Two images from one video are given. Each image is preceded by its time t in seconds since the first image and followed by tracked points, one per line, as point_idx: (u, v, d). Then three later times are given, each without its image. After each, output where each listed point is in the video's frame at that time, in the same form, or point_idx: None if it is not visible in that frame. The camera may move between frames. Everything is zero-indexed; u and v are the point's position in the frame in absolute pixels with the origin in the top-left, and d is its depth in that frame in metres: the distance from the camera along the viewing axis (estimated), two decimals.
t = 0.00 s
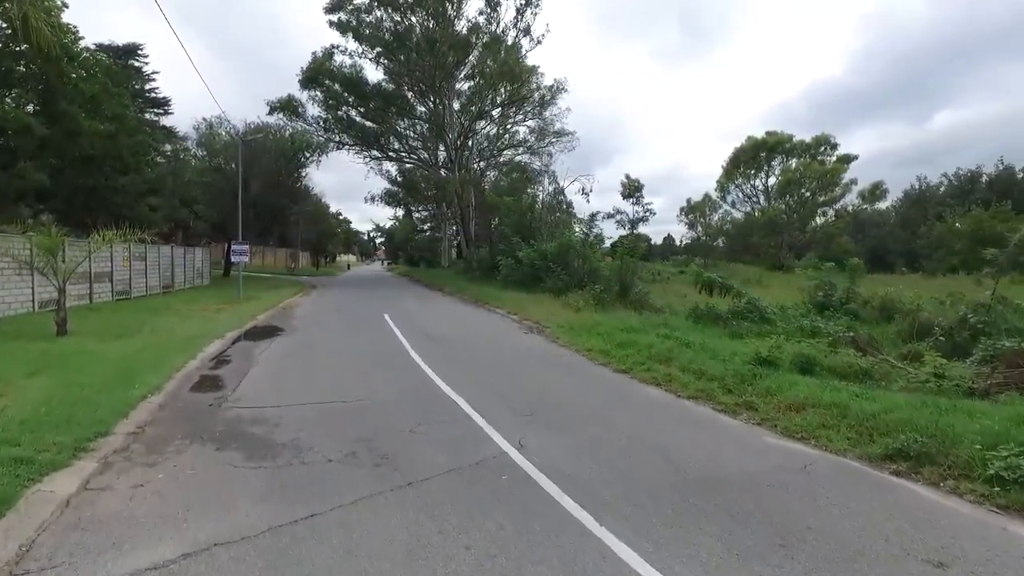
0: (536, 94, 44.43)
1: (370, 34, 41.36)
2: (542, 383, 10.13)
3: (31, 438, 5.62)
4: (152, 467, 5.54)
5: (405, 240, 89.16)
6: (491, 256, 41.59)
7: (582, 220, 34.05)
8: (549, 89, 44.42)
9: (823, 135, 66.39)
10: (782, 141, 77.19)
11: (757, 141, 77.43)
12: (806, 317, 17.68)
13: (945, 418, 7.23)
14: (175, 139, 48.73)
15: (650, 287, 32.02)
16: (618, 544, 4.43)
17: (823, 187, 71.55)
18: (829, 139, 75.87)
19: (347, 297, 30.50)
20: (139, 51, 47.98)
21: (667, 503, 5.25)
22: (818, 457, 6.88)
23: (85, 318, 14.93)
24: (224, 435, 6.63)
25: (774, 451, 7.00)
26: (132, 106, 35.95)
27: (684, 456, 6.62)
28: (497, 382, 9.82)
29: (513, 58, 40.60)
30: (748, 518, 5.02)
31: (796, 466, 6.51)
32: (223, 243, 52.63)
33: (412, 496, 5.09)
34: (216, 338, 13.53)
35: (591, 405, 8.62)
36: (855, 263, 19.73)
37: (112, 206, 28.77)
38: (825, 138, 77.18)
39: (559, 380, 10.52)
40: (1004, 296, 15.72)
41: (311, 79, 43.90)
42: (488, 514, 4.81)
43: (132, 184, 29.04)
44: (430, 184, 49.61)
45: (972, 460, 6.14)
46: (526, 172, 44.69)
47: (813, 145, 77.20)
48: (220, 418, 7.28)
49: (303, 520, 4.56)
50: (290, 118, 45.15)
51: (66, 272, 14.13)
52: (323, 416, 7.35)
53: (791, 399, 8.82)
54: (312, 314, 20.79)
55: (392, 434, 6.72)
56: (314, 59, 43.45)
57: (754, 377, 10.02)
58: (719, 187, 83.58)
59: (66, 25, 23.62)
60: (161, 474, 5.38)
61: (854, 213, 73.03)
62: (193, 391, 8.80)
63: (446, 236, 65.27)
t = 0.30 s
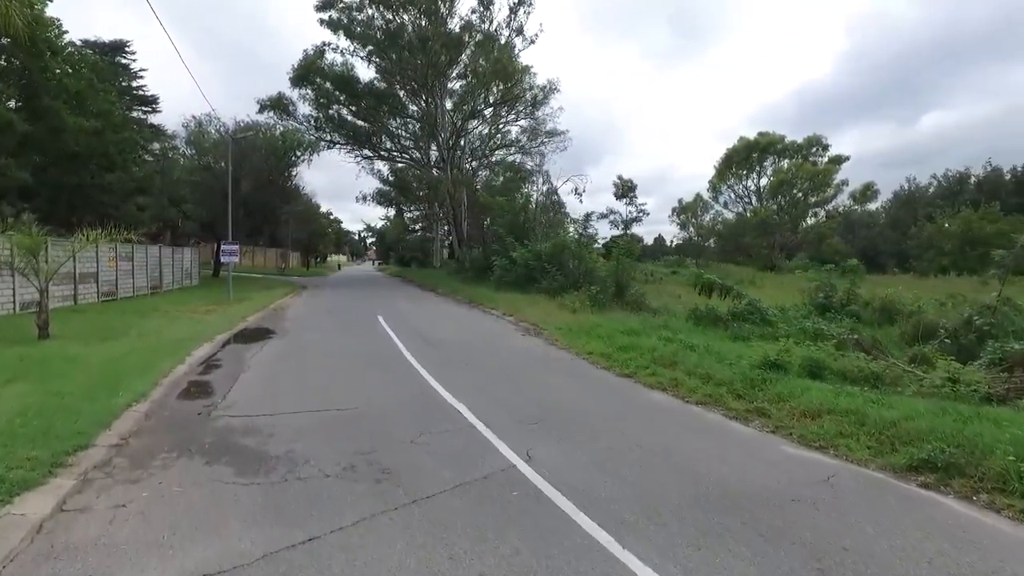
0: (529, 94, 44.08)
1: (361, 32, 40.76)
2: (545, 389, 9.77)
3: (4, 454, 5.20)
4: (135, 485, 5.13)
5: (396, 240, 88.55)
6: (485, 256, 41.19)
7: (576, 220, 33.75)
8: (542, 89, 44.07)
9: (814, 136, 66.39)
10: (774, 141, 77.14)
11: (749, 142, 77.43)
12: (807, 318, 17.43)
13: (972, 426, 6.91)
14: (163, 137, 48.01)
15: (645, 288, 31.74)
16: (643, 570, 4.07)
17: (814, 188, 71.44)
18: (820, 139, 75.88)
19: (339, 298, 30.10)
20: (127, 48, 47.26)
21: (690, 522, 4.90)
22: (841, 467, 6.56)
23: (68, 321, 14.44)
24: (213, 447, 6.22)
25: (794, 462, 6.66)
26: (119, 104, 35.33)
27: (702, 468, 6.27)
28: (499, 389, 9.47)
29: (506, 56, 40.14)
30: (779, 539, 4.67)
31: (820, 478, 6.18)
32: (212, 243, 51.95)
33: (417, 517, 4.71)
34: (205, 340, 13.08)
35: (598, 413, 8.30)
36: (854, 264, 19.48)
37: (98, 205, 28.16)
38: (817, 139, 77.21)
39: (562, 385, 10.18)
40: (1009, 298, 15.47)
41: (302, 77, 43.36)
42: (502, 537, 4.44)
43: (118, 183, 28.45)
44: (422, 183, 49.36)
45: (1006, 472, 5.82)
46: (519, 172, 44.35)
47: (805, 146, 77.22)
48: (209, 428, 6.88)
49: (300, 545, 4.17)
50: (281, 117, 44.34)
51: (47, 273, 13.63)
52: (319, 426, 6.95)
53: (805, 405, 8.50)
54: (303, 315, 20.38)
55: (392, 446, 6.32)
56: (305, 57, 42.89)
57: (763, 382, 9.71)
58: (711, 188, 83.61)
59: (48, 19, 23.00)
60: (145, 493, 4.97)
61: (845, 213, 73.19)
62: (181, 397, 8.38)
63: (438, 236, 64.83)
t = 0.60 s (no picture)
0: (524, 94, 43.78)
1: (355, 31, 40.19)
2: (549, 397, 9.47)
3: None
4: (117, 503, 4.76)
5: (390, 241, 88.02)
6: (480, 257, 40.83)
7: (573, 221, 33.45)
8: (537, 89, 43.73)
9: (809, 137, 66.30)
10: (770, 142, 76.85)
11: (744, 143, 77.20)
12: (811, 321, 17.14)
13: (997, 437, 6.62)
14: (154, 136, 47.42)
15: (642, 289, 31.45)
16: None
17: (810, 189, 67.73)
18: (816, 140, 75.56)
19: (333, 299, 29.72)
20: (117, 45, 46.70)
21: (714, 543, 4.59)
22: (863, 480, 6.24)
23: (55, 323, 14.05)
24: (203, 460, 5.86)
25: (814, 474, 6.37)
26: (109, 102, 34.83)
27: (719, 484, 5.93)
28: (502, 398, 9.15)
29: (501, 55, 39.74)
30: (812, 563, 4.35)
31: (844, 493, 5.86)
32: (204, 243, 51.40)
33: (423, 539, 4.39)
34: (196, 344, 12.68)
35: (607, 423, 7.98)
36: (858, 266, 19.16)
37: (87, 204, 27.76)
38: (812, 140, 77.05)
39: (566, 393, 9.85)
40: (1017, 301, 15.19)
41: (295, 76, 42.93)
42: (515, 561, 4.11)
43: (107, 182, 27.99)
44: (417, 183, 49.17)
45: None
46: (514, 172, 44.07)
47: (800, 146, 76.85)
48: (199, 439, 6.50)
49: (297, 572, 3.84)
50: (274, 116, 44.36)
51: (32, 274, 13.23)
52: (315, 438, 6.61)
53: (820, 413, 8.22)
54: (297, 317, 20.01)
55: (392, 460, 5.99)
56: (299, 55, 42.42)
57: (773, 389, 9.45)
58: (705, 189, 83.48)
59: (34, 14, 22.45)
60: (127, 513, 4.60)
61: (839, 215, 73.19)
62: (170, 405, 8.00)
63: (433, 236, 64.38)
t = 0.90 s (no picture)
0: (519, 94, 43.45)
1: (349, 29, 39.66)
2: (555, 403, 9.16)
3: None
4: (100, 526, 4.40)
5: (384, 241, 87.50)
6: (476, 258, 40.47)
7: (569, 221, 33.17)
8: (532, 89, 43.41)
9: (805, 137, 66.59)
10: (765, 143, 76.69)
11: (740, 143, 77.09)
12: (816, 323, 16.87)
13: None
14: (145, 135, 46.84)
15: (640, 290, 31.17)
16: None
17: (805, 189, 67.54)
18: (810, 141, 75.38)
19: (328, 300, 29.32)
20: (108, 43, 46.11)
21: (745, 567, 4.27)
22: (891, 492, 5.94)
23: (40, 325, 13.60)
24: (195, 475, 5.50)
25: (839, 487, 6.07)
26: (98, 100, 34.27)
27: (743, 499, 5.61)
28: (506, 404, 8.81)
29: (497, 54, 39.37)
30: None
31: (874, 508, 5.54)
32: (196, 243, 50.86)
33: (433, 565, 4.05)
34: (188, 347, 12.28)
35: (617, 431, 7.68)
36: (863, 267, 18.85)
37: (76, 204, 27.22)
38: (806, 140, 77.01)
39: (571, 399, 9.54)
40: None
41: (288, 74, 42.46)
42: None
43: (97, 180, 27.51)
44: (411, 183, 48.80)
45: None
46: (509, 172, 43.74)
47: (795, 147, 76.44)
48: (190, 451, 6.14)
49: None
50: (268, 115, 43.80)
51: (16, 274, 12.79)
52: (313, 449, 6.26)
53: (838, 421, 7.92)
54: (291, 319, 19.61)
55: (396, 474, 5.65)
56: (293, 54, 41.96)
57: (785, 395, 9.15)
58: (700, 189, 83.39)
59: (20, 10, 21.98)
60: (111, 537, 4.24)
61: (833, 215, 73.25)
62: (160, 414, 7.63)
63: (427, 237, 63.96)
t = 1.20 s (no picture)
0: (512, 94, 43.15)
1: (343, 27, 39.40)
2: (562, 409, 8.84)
3: None
4: (82, 555, 4.01)
5: (377, 242, 87.00)
6: (471, 258, 40.13)
7: (565, 221, 32.85)
8: (526, 89, 43.11)
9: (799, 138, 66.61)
10: (759, 143, 76.75)
11: (734, 144, 77.13)
12: (820, 326, 16.61)
13: None
14: (135, 134, 46.24)
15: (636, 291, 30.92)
16: None
17: (798, 190, 67.70)
18: (804, 142, 75.53)
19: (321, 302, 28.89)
20: (97, 41, 45.51)
21: None
22: (924, 507, 5.62)
23: (27, 329, 13.17)
24: (186, 492, 5.12)
25: (871, 501, 5.74)
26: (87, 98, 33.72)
27: (769, 516, 5.28)
28: (512, 411, 8.48)
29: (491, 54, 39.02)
30: None
31: (910, 525, 5.20)
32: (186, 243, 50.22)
33: None
34: (179, 352, 11.86)
35: (630, 440, 7.35)
36: (870, 269, 18.56)
37: (63, 202, 27.28)
38: (800, 142, 77.12)
39: (578, 404, 9.21)
40: None
41: (281, 73, 42.01)
42: None
43: (85, 180, 27.03)
44: (405, 183, 48.41)
45: None
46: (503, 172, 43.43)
47: (789, 148, 76.72)
48: (180, 465, 5.75)
49: None
50: (260, 114, 43.37)
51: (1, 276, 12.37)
52: (312, 463, 5.88)
53: (858, 429, 7.63)
54: (286, 321, 19.19)
55: (402, 492, 5.27)
56: (285, 52, 41.52)
57: (800, 400, 8.87)
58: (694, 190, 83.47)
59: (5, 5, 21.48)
60: (94, 567, 3.87)
61: (826, 216, 73.31)
62: (149, 423, 7.23)
63: (420, 237, 63.51)
